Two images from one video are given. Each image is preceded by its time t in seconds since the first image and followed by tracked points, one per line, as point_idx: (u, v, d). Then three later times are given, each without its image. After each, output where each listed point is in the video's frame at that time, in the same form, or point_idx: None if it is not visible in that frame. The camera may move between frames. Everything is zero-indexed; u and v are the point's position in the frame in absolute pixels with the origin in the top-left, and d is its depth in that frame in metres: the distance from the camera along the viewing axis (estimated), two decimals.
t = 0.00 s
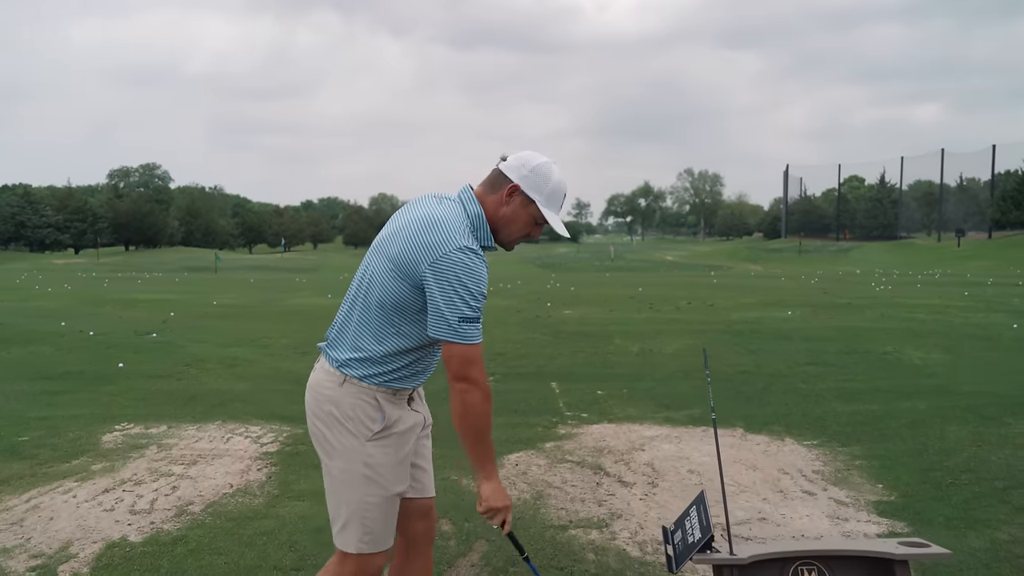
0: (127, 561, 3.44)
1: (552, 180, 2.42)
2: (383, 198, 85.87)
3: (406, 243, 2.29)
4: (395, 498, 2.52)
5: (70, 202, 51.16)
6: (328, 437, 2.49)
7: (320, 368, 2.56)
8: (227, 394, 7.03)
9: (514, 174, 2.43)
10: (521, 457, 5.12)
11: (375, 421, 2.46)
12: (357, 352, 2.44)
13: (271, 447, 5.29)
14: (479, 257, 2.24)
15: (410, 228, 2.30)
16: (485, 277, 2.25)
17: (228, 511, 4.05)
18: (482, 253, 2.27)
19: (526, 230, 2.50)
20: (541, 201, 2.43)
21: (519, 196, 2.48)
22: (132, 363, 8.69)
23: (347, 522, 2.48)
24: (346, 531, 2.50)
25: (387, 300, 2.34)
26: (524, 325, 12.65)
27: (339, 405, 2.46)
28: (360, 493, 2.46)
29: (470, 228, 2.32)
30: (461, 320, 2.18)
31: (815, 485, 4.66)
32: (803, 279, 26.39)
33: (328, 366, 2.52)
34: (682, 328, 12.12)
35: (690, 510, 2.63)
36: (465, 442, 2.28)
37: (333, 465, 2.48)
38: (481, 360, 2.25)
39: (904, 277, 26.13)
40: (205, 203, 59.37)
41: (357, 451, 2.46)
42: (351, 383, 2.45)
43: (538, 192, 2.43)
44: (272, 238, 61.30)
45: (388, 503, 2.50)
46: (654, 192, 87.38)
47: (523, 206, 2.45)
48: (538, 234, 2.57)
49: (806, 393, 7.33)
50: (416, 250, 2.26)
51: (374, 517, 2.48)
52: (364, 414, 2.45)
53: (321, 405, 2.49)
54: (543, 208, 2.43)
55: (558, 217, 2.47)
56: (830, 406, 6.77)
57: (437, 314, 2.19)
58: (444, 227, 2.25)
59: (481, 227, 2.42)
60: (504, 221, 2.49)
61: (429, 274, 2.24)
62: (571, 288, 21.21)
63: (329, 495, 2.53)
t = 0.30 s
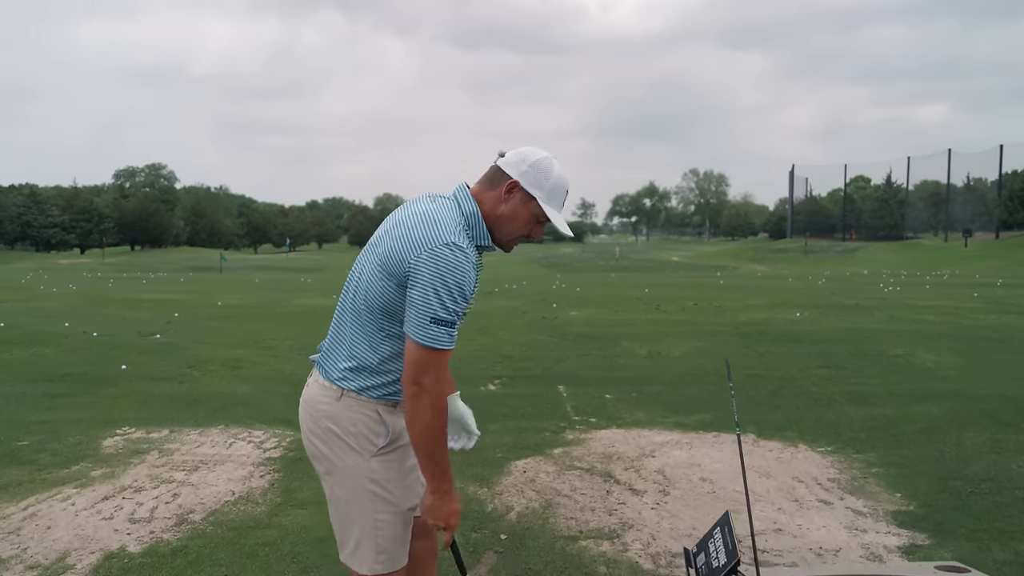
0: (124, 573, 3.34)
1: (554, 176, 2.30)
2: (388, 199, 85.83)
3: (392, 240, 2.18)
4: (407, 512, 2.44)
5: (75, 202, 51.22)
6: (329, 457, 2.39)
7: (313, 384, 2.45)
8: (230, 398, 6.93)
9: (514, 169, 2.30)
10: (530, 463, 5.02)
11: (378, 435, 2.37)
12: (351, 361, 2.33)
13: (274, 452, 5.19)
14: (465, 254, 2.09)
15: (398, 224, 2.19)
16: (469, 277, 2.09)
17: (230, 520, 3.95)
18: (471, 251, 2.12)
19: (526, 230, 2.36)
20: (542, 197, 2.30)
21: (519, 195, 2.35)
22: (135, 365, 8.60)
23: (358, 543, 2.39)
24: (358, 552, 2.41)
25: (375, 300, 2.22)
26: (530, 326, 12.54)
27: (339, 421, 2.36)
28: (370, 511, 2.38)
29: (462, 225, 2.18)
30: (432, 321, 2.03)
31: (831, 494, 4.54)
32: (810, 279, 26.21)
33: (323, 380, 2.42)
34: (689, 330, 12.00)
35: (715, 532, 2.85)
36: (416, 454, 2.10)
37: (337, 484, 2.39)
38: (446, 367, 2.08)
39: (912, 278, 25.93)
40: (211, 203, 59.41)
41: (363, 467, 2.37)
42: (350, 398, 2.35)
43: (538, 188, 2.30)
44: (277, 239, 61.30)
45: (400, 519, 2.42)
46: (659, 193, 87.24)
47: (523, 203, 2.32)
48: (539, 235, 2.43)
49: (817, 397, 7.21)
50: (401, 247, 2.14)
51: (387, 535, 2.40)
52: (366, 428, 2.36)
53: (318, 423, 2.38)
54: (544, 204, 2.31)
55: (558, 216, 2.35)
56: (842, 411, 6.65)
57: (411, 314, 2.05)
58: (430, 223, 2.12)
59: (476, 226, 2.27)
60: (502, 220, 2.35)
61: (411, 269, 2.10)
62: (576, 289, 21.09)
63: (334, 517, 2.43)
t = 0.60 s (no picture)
0: None
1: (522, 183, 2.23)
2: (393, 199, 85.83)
3: (344, 269, 2.05)
4: (375, 551, 2.37)
5: (82, 203, 51.31)
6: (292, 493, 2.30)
7: (274, 416, 2.35)
8: (234, 404, 6.83)
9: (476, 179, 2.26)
10: (539, 475, 4.89)
11: (345, 471, 2.29)
12: (310, 395, 2.23)
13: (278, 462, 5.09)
14: (423, 284, 1.97)
15: (350, 251, 2.07)
16: (428, 308, 1.97)
17: (232, 536, 3.84)
18: (429, 279, 1.99)
19: (494, 244, 2.29)
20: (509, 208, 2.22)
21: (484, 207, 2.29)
22: (139, 370, 8.51)
23: None
24: None
25: (330, 333, 2.11)
26: (537, 329, 12.42)
27: (302, 456, 2.27)
28: (336, 550, 2.30)
29: (419, 249, 2.05)
30: (388, 360, 1.92)
31: (850, 509, 4.40)
32: (818, 281, 26.01)
33: (282, 414, 2.32)
34: (697, 334, 11.85)
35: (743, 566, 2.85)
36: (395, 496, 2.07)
37: (301, 521, 2.30)
38: (410, 408, 1.99)
39: (921, 279, 25.68)
40: (217, 203, 59.44)
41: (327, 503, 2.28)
42: (314, 430, 2.26)
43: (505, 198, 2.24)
44: (283, 239, 61.32)
45: (367, 558, 2.35)
46: (665, 193, 87.00)
47: (488, 215, 2.25)
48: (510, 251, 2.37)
49: (831, 405, 7.07)
50: (352, 277, 2.02)
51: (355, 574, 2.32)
52: (330, 464, 2.27)
53: (280, 458, 2.29)
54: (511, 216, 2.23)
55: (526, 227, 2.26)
56: (857, 419, 6.51)
57: (366, 353, 1.95)
58: (384, 251, 2.00)
59: (438, 243, 2.14)
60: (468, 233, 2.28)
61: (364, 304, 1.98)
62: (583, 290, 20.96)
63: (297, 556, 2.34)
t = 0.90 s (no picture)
0: None
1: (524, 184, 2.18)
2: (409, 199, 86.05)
3: (340, 285, 1.98)
4: (376, 561, 2.34)
5: (103, 203, 51.83)
6: (289, 506, 2.26)
7: (263, 427, 2.30)
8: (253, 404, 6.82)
9: (475, 180, 2.20)
10: (562, 479, 4.81)
11: (342, 481, 2.26)
12: (304, 410, 2.18)
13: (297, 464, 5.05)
14: (425, 301, 1.91)
15: (346, 265, 1.99)
16: (432, 325, 1.91)
17: (253, 539, 3.81)
18: (431, 294, 1.93)
19: (496, 248, 2.23)
20: (511, 210, 2.17)
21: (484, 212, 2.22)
22: (159, 370, 8.53)
23: None
24: None
25: (326, 349, 2.05)
26: (554, 330, 12.33)
27: (296, 469, 2.23)
28: (337, 563, 2.27)
29: (418, 261, 1.98)
30: (394, 382, 1.86)
31: (881, 516, 4.27)
32: (838, 281, 25.70)
33: (272, 426, 2.27)
34: (717, 334, 11.71)
35: None
36: (408, 524, 1.99)
37: (299, 536, 2.26)
38: (419, 429, 1.93)
39: (944, 279, 25.27)
40: (235, 202, 59.86)
41: (325, 516, 2.25)
42: (308, 443, 2.22)
43: (506, 200, 2.18)
44: (301, 238, 61.63)
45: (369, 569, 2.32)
46: (682, 192, 86.62)
47: (489, 219, 2.19)
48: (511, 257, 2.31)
49: (857, 407, 6.93)
50: (351, 293, 1.95)
51: None
52: (326, 476, 2.24)
53: (273, 471, 2.25)
54: (513, 219, 2.18)
55: (529, 231, 2.18)
56: (885, 422, 6.37)
57: (369, 374, 1.88)
58: (384, 267, 1.93)
59: (437, 251, 2.12)
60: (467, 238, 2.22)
61: (362, 322, 1.92)
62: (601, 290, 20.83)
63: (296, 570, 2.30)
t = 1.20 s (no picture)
0: None
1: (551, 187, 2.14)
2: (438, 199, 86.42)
3: (367, 282, 1.96)
4: (396, 556, 2.28)
5: (139, 204, 52.86)
6: (308, 499, 2.22)
7: (282, 421, 2.27)
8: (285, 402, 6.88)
9: (504, 184, 2.17)
10: (593, 480, 4.76)
11: (361, 475, 2.21)
12: (324, 405, 2.15)
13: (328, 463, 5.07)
14: (453, 302, 1.90)
15: (374, 263, 1.97)
16: (459, 327, 1.90)
17: (285, 537, 3.82)
18: (459, 296, 1.91)
19: (522, 252, 2.19)
20: (538, 214, 2.13)
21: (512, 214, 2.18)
22: (193, 368, 8.65)
23: None
24: None
25: (350, 346, 2.03)
26: (584, 329, 12.26)
27: (315, 462, 2.19)
28: (356, 558, 2.22)
29: (446, 262, 1.96)
30: (419, 381, 1.85)
31: (922, 521, 4.11)
32: (874, 280, 25.18)
33: (291, 420, 2.24)
34: (750, 335, 11.53)
35: None
36: (432, 521, 1.99)
37: (317, 530, 2.22)
38: (442, 428, 1.92)
39: (984, 279, 24.61)
40: (267, 203, 60.65)
41: (343, 509, 2.20)
42: (327, 436, 2.18)
43: (534, 203, 2.14)
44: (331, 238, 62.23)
45: (389, 564, 2.27)
46: (712, 191, 85.71)
47: (516, 221, 2.16)
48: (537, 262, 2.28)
49: (896, 409, 6.76)
50: (379, 290, 1.93)
51: None
52: (345, 468, 2.19)
53: (292, 464, 2.22)
54: (540, 221, 2.14)
55: (556, 235, 2.13)
56: (925, 425, 6.20)
57: (395, 372, 1.86)
58: (412, 266, 1.91)
59: (465, 254, 2.10)
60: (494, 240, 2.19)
61: (389, 320, 1.90)
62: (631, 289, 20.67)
63: (314, 565, 2.26)
